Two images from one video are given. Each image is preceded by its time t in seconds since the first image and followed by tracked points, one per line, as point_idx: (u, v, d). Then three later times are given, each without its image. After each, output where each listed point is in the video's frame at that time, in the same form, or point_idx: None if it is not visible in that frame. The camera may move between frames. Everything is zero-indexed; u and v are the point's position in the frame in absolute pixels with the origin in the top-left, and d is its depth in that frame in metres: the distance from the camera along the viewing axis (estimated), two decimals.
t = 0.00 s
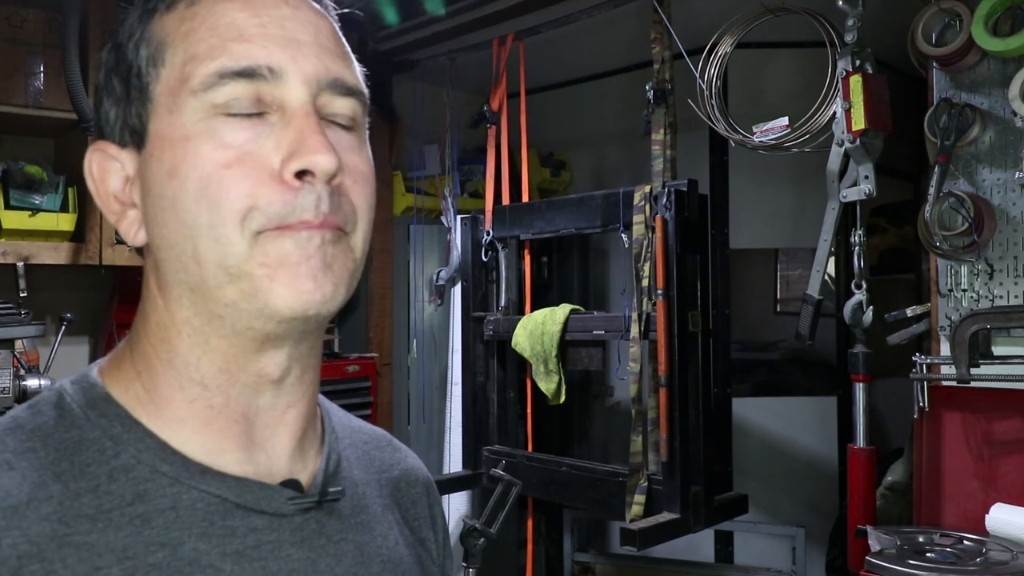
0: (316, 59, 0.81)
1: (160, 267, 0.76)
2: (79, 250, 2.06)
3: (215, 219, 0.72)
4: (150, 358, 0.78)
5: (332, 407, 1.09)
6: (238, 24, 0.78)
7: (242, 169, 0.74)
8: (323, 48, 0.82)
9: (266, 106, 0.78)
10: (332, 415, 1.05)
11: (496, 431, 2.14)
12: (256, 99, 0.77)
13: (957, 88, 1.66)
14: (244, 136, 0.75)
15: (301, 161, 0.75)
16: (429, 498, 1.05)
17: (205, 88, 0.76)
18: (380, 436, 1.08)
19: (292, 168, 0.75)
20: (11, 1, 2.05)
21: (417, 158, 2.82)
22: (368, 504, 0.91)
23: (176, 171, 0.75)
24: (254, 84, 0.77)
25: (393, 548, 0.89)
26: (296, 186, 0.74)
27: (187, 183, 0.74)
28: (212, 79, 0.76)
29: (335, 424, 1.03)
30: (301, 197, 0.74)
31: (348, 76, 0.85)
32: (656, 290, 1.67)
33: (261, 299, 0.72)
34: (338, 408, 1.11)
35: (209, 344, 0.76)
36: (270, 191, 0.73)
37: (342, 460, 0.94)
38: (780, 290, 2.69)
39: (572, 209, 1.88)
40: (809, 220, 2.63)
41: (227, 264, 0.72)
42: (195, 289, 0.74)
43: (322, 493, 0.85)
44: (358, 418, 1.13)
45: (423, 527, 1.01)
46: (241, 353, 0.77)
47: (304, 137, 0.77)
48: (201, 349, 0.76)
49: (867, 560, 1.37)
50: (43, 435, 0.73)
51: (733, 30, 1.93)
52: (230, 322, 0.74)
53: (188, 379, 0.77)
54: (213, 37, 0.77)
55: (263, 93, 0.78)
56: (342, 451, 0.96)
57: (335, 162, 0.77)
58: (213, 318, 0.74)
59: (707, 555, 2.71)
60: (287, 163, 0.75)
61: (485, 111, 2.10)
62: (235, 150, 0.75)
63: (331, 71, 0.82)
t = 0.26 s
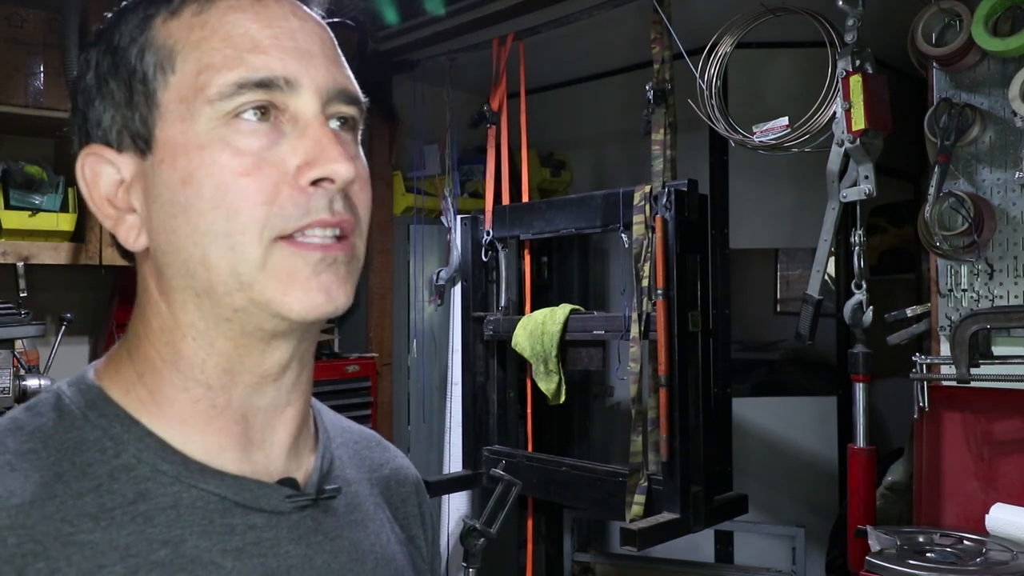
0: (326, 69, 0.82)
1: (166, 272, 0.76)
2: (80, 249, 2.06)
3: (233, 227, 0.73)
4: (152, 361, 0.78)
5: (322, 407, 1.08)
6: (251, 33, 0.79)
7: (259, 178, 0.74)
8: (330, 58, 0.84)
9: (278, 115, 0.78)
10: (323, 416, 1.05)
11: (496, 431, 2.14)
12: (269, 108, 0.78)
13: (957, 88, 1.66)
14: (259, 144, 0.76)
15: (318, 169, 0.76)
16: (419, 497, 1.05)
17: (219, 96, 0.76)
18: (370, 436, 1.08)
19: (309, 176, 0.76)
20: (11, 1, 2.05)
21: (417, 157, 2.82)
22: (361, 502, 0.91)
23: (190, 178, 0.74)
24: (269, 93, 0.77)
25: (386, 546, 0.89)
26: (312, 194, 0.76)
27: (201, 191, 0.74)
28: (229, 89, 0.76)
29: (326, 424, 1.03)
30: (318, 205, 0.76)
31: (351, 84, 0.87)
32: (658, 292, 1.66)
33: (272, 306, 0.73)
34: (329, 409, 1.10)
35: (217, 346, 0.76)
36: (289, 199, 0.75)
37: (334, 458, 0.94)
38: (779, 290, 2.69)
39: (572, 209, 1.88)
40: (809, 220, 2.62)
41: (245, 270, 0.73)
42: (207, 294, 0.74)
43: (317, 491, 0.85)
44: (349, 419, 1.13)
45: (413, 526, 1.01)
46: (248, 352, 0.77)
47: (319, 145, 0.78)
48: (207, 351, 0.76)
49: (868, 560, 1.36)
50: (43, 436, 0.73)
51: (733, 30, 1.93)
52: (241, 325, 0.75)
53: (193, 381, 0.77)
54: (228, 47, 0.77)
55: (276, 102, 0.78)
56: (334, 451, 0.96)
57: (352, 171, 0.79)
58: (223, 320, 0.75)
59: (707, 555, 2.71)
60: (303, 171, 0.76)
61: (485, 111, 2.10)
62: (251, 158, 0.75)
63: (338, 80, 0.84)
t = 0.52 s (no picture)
0: (322, 69, 0.82)
1: (163, 273, 0.76)
2: (80, 250, 2.06)
3: (234, 227, 0.73)
4: (147, 361, 0.78)
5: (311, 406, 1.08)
6: (248, 34, 0.79)
7: (259, 177, 0.75)
8: (325, 58, 0.84)
9: (276, 115, 0.78)
10: (313, 415, 1.05)
11: (496, 431, 2.14)
12: (267, 108, 0.78)
13: (957, 88, 1.66)
14: (258, 145, 0.76)
15: (317, 168, 0.77)
16: (408, 494, 1.05)
17: (217, 98, 0.76)
18: (359, 434, 1.08)
19: (309, 174, 0.76)
20: (10, 1, 2.05)
21: (417, 157, 2.82)
22: (352, 500, 0.91)
23: (189, 179, 0.74)
24: (266, 94, 0.77)
25: (378, 543, 0.89)
26: (313, 193, 0.76)
27: (201, 191, 0.74)
28: (227, 89, 0.76)
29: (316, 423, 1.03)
30: (319, 204, 0.77)
31: (345, 83, 0.87)
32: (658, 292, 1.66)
33: (274, 301, 0.74)
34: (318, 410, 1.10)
35: (215, 346, 0.76)
36: (290, 198, 0.75)
37: (324, 457, 0.94)
38: (780, 290, 2.69)
39: (572, 209, 1.88)
40: (809, 220, 2.62)
41: (247, 269, 0.74)
42: (207, 294, 0.74)
43: (310, 489, 0.85)
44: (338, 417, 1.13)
45: (402, 523, 1.01)
46: (246, 351, 0.77)
47: (318, 145, 0.79)
48: (204, 351, 0.77)
49: (867, 560, 1.36)
50: (37, 438, 0.73)
51: (733, 30, 1.93)
52: (241, 325, 0.75)
53: (190, 381, 0.77)
54: (225, 48, 0.77)
55: (274, 102, 0.78)
56: (324, 450, 0.96)
57: (350, 170, 0.79)
58: (221, 320, 0.75)
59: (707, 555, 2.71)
60: (303, 170, 0.77)
61: (485, 111, 2.10)
62: (251, 158, 0.75)
63: (333, 79, 0.84)
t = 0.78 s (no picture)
0: (304, 60, 0.83)
1: (157, 271, 0.76)
2: (79, 250, 2.07)
3: (226, 216, 0.73)
4: (142, 364, 0.77)
5: (308, 405, 1.08)
6: (228, 27, 0.80)
7: (248, 165, 0.75)
8: (305, 49, 0.85)
9: (262, 105, 0.79)
10: (310, 414, 1.04)
11: (496, 431, 2.14)
12: (252, 99, 0.78)
13: (957, 88, 1.66)
14: (245, 134, 0.76)
15: (306, 154, 0.77)
16: (405, 494, 1.05)
17: (203, 90, 0.76)
18: (356, 433, 1.08)
19: (297, 160, 0.77)
20: (11, 1, 2.05)
21: (416, 157, 2.82)
22: (349, 501, 0.91)
23: (178, 173, 0.74)
24: (251, 84, 0.78)
25: (374, 544, 0.89)
26: (303, 178, 0.76)
27: (190, 183, 0.74)
28: (212, 81, 0.76)
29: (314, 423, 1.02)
30: (310, 189, 0.77)
31: (328, 75, 0.88)
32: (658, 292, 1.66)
33: (273, 294, 0.73)
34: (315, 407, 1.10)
35: (211, 346, 0.76)
36: (281, 184, 0.75)
37: (321, 457, 0.94)
38: (780, 290, 2.69)
39: (572, 209, 1.88)
40: (810, 220, 2.63)
41: (242, 258, 0.73)
42: (203, 290, 0.74)
43: (306, 491, 0.85)
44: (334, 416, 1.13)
45: (398, 522, 1.01)
46: (241, 352, 0.77)
47: (306, 131, 0.79)
48: (200, 352, 0.76)
49: (867, 560, 1.36)
50: (32, 443, 0.73)
51: (734, 30, 1.93)
52: (238, 321, 0.75)
53: (187, 382, 0.77)
54: (206, 41, 0.78)
55: (259, 93, 0.78)
56: (321, 450, 0.96)
57: (339, 154, 0.80)
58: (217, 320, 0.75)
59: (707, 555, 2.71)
60: (292, 156, 0.77)
61: (485, 111, 2.10)
62: (239, 147, 0.75)
63: (316, 69, 0.85)
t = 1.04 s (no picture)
0: (308, 61, 0.83)
1: (158, 273, 0.76)
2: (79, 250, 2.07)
3: (227, 218, 0.73)
4: (143, 366, 0.77)
5: (311, 406, 1.08)
6: (231, 28, 0.80)
7: (250, 166, 0.75)
8: (308, 50, 0.85)
9: (264, 107, 0.79)
10: (313, 414, 1.05)
11: (496, 431, 2.14)
12: (255, 101, 0.78)
13: (957, 88, 1.66)
14: (247, 135, 0.76)
15: (308, 155, 0.77)
16: (408, 495, 1.05)
17: (206, 91, 0.76)
18: (360, 433, 1.08)
19: (300, 162, 0.77)
20: (11, 1, 2.05)
21: (416, 157, 2.82)
22: (351, 503, 0.91)
23: (180, 173, 0.74)
24: (253, 85, 0.78)
25: (377, 545, 0.89)
26: (304, 181, 0.77)
27: (192, 184, 0.74)
28: (214, 81, 0.76)
29: (316, 423, 1.02)
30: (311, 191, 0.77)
31: (331, 76, 0.88)
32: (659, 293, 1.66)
33: (268, 312, 0.73)
34: (318, 407, 1.10)
35: (212, 347, 0.76)
36: (282, 187, 0.75)
37: (324, 459, 0.94)
38: (780, 290, 2.69)
39: (572, 209, 1.88)
40: (810, 220, 2.63)
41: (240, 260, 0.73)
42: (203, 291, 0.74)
43: (308, 494, 0.85)
44: (338, 416, 1.13)
45: (402, 523, 1.01)
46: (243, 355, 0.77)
47: (308, 132, 0.79)
48: (202, 353, 0.76)
49: (868, 560, 1.36)
50: (34, 445, 0.74)
51: (733, 30, 1.93)
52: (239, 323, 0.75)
53: (189, 383, 0.77)
54: (210, 41, 0.78)
55: (262, 94, 0.79)
56: (323, 451, 0.96)
57: (341, 156, 0.80)
58: (218, 321, 0.75)
59: (707, 555, 2.71)
60: (294, 158, 0.77)
61: (485, 111, 2.10)
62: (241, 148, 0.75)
63: (319, 71, 0.85)
